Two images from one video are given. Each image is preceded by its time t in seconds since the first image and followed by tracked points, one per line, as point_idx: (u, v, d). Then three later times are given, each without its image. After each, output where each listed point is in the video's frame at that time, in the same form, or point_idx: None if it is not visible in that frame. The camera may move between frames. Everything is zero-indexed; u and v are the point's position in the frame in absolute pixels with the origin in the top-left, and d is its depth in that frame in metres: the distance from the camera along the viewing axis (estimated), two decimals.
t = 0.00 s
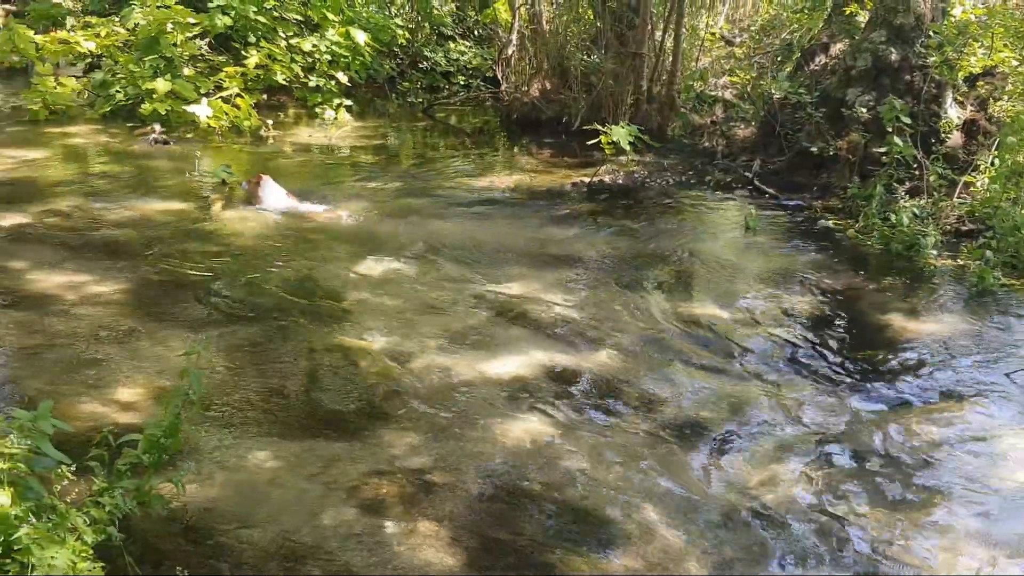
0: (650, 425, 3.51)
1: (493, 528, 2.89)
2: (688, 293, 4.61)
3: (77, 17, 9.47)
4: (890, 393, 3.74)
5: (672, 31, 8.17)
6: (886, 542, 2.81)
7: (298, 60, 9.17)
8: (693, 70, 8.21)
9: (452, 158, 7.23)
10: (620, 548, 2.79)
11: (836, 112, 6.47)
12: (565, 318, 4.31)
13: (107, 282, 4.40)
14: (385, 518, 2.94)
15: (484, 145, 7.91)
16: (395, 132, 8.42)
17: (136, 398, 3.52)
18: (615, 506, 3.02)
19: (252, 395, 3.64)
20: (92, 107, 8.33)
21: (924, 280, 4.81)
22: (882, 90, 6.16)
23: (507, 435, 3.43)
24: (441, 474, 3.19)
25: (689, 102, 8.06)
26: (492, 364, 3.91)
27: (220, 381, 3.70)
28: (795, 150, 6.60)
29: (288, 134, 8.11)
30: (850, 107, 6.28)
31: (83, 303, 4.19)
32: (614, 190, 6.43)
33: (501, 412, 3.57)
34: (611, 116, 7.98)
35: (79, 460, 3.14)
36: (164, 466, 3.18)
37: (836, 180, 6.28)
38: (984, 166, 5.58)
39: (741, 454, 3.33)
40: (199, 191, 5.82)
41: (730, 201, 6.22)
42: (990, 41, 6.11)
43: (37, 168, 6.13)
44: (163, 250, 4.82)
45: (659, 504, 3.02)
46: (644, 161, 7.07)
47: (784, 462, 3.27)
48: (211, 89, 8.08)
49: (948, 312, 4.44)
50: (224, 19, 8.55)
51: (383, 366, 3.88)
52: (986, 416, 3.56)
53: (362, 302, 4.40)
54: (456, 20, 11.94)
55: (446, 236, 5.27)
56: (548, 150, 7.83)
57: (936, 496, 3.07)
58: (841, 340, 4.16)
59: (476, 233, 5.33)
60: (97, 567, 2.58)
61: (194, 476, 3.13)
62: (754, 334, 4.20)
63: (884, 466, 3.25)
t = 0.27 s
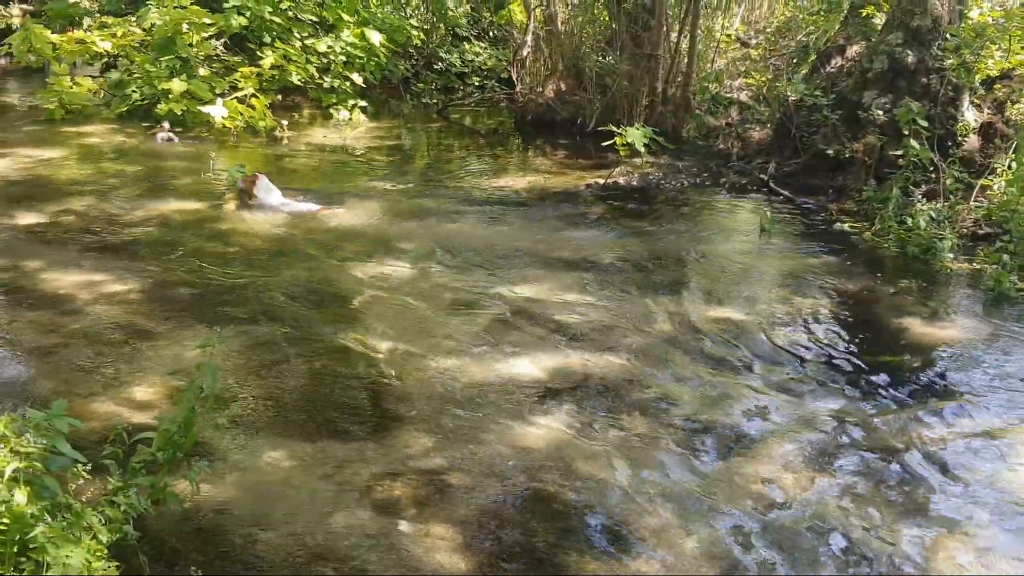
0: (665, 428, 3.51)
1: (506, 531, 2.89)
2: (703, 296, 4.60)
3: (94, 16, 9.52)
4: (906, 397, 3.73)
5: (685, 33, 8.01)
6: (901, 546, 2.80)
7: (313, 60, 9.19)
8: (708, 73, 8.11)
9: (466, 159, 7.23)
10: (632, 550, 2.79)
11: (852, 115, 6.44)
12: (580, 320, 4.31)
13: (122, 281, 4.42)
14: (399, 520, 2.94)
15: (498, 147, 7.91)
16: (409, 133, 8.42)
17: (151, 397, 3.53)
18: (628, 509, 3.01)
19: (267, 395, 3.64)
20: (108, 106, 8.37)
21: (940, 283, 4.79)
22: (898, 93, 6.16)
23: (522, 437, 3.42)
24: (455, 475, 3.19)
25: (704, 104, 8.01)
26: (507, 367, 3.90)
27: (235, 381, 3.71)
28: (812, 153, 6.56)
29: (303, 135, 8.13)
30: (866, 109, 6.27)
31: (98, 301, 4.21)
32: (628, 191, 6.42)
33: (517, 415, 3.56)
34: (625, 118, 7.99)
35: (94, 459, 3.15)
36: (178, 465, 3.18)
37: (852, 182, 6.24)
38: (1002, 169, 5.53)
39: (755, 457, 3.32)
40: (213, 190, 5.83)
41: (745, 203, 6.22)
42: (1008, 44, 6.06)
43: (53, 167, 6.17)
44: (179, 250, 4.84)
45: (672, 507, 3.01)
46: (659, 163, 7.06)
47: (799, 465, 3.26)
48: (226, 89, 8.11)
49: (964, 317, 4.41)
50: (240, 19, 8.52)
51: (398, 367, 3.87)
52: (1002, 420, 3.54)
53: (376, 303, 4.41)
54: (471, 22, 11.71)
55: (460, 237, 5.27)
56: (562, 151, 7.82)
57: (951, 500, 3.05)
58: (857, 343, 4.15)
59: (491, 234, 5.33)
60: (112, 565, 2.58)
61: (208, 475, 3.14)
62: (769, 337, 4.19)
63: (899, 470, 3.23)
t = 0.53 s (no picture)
0: (674, 428, 3.50)
1: (516, 531, 2.88)
2: (714, 296, 4.59)
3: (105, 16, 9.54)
4: (917, 397, 3.72)
5: (696, 32, 7.90)
6: (910, 549, 2.79)
7: (323, 60, 9.18)
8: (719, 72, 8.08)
9: (475, 159, 7.22)
10: (643, 551, 2.78)
11: (863, 116, 6.42)
12: (590, 321, 4.30)
13: (132, 280, 4.43)
14: (408, 520, 2.94)
15: (508, 147, 7.91)
16: (419, 133, 8.40)
17: (161, 396, 3.53)
18: (638, 510, 3.00)
19: (276, 395, 3.64)
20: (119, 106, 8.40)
21: (952, 285, 4.78)
22: (909, 93, 6.14)
23: (531, 437, 3.42)
24: (464, 476, 3.18)
25: (714, 104, 8.03)
26: (516, 368, 3.90)
27: (245, 380, 3.72)
28: (822, 153, 6.55)
29: (313, 134, 8.15)
30: (877, 110, 6.25)
31: (108, 301, 4.21)
32: (638, 192, 6.41)
33: (528, 414, 3.56)
34: (636, 118, 8.00)
35: (104, 458, 3.15)
36: (188, 464, 3.19)
37: (862, 183, 6.20)
38: (1014, 170, 5.51)
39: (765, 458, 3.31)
40: (223, 190, 5.83)
41: (754, 204, 6.21)
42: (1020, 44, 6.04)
43: (64, 166, 6.18)
44: (189, 249, 4.84)
45: (681, 508, 3.01)
46: (669, 164, 7.06)
47: (808, 466, 3.25)
48: (237, 89, 8.12)
49: (974, 318, 4.40)
50: (250, 18, 8.41)
51: (408, 366, 3.88)
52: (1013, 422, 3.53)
53: (386, 303, 4.40)
54: (481, 22, 11.93)
55: (470, 237, 5.27)
56: (572, 151, 7.82)
57: (960, 502, 3.04)
58: (869, 344, 4.15)
59: (500, 235, 5.33)
60: (122, 565, 2.58)
61: (218, 475, 3.14)
62: (781, 338, 4.19)
63: (908, 472, 3.22)
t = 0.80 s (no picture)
0: (686, 429, 3.49)
1: (526, 533, 2.88)
2: (726, 297, 4.59)
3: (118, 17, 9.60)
4: (931, 400, 3.70)
5: (709, 34, 7.88)
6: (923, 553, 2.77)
7: (335, 61, 9.21)
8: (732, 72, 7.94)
9: (486, 160, 7.22)
10: (654, 553, 2.77)
11: (876, 116, 6.38)
12: (601, 322, 4.30)
13: (144, 281, 4.44)
14: (418, 521, 2.93)
15: (520, 147, 7.92)
16: (431, 134, 8.42)
17: (173, 397, 3.54)
18: (649, 512, 2.99)
19: (288, 396, 3.65)
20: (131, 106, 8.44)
21: (965, 286, 4.76)
22: (923, 94, 6.11)
23: (543, 438, 3.42)
24: (476, 477, 3.18)
25: (726, 104, 7.89)
26: (528, 369, 3.89)
27: (258, 380, 3.73)
28: (835, 154, 6.52)
29: (325, 134, 8.16)
30: (890, 111, 6.21)
31: (121, 301, 4.23)
32: (649, 193, 6.40)
33: (540, 415, 3.56)
34: (647, 118, 8.00)
35: (117, 458, 3.16)
36: (200, 464, 3.19)
37: (875, 185, 6.18)
38: None
39: (777, 460, 3.29)
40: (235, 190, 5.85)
41: (766, 204, 6.20)
42: None
43: (77, 166, 6.21)
44: (201, 249, 4.85)
45: (692, 508, 3.01)
46: (681, 164, 7.06)
47: (821, 469, 3.23)
48: (249, 89, 8.15)
49: (988, 320, 4.37)
50: (263, 19, 8.49)
51: (419, 367, 3.88)
52: None
53: (397, 303, 4.42)
54: (491, 23, 11.76)
55: (481, 237, 5.28)
56: (584, 152, 7.81)
57: (972, 505, 3.02)
58: (882, 346, 4.13)
59: (511, 235, 5.33)
60: (134, 565, 2.59)
61: (230, 475, 3.15)
62: (794, 339, 4.17)
63: (921, 474, 3.20)
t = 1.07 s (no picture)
0: (701, 430, 3.48)
1: (540, 532, 2.87)
2: (741, 298, 4.57)
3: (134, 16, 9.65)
4: (947, 402, 3.68)
5: (724, 34, 7.90)
6: (938, 559, 2.75)
7: (349, 61, 9.21)
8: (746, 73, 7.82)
9: (500, 160, 7.23)
10: (668, 554, 2.76)
11: (891, 116, 6.36)
12: (616, 322, 4.29)
13: (158, 280, 4.45)
14: (432, 520, 2.93)
15: (534, 147, 7.92)
16: (444, 134, 8.43)
17: (187, 396, 3.54)
18: (662, 513, 2.98)
19: (303, 395, 3.65)
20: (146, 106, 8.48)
21: (982, 288, 4.73)
22: (939, 94, 6.08)
23: (556, 437, 3.41)
24: (490, 476, 3.18)
25: (740, 105, 7.81)
26: (542, 368, 3.89)
27: (272, 380, 3.73)
28: (850, 155, 6.51)
29: (339, 134, 8.16)
30: (905, 111, 6.19)
31: (135, 300, 4.24)
32: (663, 194, 6.39)
33: (556, 415, 3.56)
34: (661, 118, 8.03)
35: (132, 456, 3.17)
36: (215, 463, 3.20)
37: (890, 185, 6.17)
38: None
39: (791, 461, 3.28)
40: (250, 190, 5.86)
41: (780, 205, 6.19)
42: None
43: (92, 166, 6.24)
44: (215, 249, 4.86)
45: (705, 508, 3.01)
46: (695, 165, 7.04)
47: (837, 471, 3.22)
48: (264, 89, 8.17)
49: (1005, 323, 4.34)
50: (277, 19, 8.52)
51: (433, 366, 3.88)
52: None
53: (411, 301, 4.42)
54: (507, 23, 11.86)
55: (495, 237, 5.28)
56: (598, 153, 7.79)
57: (987, 509, 3.01)
58: (898, 347, 4.11)
59: (525, 236, 5.33)
60: (148, 563, 2.60)
61: (244, 474, 3.15)
62: (809, 340, 4.16)
63: (935, 476, 3.19)
